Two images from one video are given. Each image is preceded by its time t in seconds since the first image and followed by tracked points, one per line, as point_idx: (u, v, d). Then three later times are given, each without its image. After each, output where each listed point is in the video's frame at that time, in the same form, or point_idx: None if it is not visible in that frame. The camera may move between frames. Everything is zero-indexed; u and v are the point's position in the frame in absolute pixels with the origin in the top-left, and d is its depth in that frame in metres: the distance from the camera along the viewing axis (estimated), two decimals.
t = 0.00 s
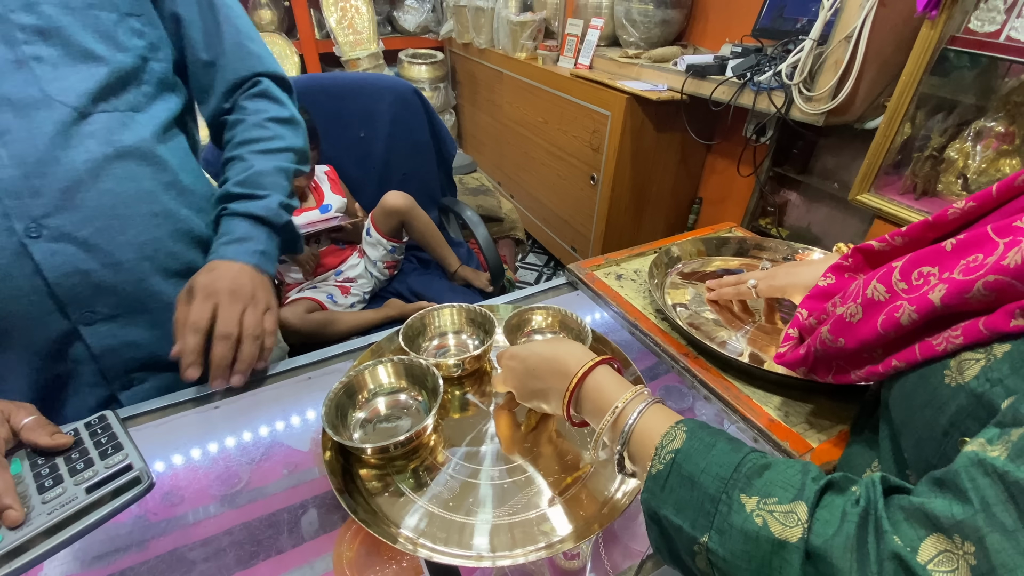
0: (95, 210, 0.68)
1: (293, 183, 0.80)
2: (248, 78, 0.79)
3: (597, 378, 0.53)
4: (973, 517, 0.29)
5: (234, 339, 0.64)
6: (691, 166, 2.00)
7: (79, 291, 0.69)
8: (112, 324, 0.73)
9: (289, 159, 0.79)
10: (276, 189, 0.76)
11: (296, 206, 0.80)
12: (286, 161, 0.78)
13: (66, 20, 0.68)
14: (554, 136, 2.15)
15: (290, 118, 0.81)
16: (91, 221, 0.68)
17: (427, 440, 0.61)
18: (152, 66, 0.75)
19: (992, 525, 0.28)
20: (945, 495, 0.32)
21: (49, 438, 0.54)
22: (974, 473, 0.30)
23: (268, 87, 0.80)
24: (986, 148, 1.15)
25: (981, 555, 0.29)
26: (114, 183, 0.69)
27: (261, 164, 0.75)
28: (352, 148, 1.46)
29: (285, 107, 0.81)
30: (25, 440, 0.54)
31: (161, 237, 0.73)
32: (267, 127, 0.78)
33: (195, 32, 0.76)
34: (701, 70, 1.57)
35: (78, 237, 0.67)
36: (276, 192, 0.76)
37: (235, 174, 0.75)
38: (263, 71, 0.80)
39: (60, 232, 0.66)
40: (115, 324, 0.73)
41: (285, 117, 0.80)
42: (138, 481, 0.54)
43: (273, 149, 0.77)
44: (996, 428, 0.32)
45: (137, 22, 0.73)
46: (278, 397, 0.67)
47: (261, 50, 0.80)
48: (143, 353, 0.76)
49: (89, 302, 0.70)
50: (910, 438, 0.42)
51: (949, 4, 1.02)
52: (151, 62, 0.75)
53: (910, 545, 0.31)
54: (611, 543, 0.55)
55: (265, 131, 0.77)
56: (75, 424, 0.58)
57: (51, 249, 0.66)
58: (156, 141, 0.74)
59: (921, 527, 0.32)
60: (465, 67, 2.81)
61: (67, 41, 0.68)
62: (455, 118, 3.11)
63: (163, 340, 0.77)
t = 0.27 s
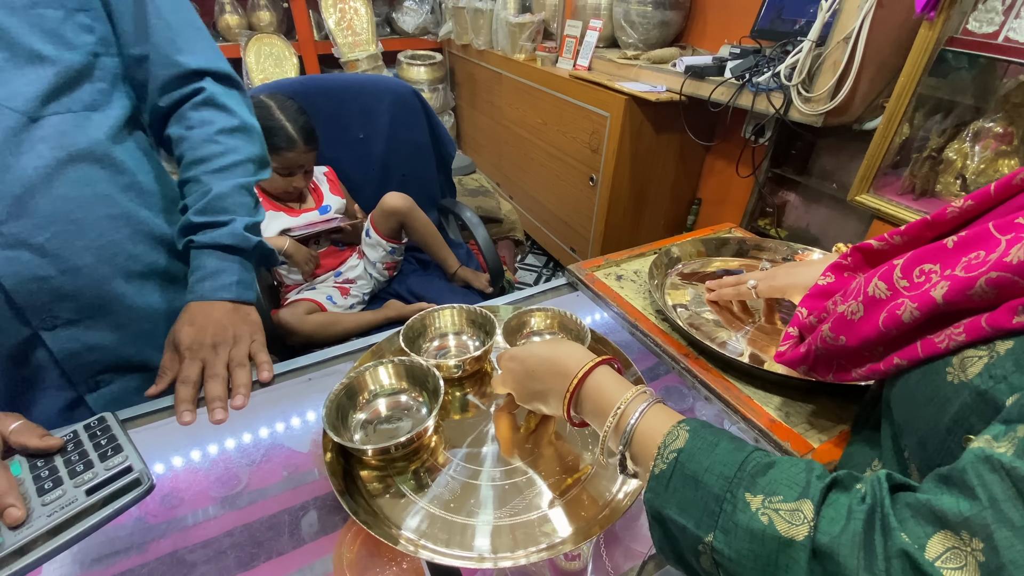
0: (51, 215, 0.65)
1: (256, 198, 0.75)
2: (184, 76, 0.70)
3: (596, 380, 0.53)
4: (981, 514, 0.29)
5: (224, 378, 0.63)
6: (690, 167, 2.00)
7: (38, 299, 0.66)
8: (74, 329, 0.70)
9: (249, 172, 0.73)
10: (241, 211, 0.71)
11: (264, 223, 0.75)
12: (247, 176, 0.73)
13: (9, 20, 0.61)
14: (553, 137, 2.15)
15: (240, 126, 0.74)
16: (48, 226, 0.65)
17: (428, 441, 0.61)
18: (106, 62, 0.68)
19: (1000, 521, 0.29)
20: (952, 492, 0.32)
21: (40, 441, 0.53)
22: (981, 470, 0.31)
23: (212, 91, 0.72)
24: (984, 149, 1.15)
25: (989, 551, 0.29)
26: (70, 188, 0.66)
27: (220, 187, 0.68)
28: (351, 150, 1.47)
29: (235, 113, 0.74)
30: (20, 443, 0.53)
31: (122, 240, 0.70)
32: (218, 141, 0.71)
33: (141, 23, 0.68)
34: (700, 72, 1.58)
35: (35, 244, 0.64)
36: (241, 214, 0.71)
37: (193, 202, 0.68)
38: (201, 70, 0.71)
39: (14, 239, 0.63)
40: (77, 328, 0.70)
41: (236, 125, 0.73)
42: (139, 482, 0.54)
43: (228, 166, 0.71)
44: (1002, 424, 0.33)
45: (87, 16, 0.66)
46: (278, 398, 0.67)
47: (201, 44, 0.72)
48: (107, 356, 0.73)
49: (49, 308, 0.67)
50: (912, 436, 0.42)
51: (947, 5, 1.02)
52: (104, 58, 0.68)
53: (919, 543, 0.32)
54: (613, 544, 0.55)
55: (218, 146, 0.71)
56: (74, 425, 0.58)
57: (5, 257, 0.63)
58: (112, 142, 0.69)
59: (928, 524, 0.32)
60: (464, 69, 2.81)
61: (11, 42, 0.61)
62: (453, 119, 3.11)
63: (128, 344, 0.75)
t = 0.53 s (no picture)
0: (27, 226, 0.65)
1: (233, 193, 0.71)
2: (136, 69, 0.66)
3: (597, 382, 0.53)
4: (989, 514, 0.29)
5: (223, 381, 0.62)
6: (689, 168, 2.00)
7: (20, 306, 0.67)
8: (55, 332, 0.71)
9: (221, 168, 0.70)
10: (218, 211, 0.67)
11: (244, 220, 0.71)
12: (220, 172, 0.69)
13: None
14: (552, 138, 2.15)
15: (203, 119, 0.70)
16: (25, 236, 0.66)
17: (429, 443, 0.61)
18: (71, 64, 0.66)
19: (1009, 521, 0.28)
20: (959, 491, 0.32)
21: (39, 443, 0.53)
22: (989, 469, 0.30)
23: (168, 83, 0.68)
24: (982, 149, 1.15)
25: (998, 551, 0.29)
26: (45, 198, 0.66)
27: (192, 188, 0.65)
28: (351, 152, 1.47)
29: (197, 106, 0.70)
30: (16, 446, 0.53)
31: (96, 246, 0.71)
32: (184, 138, 0.68)
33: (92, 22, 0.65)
34: (699, 73, 1.57)
35: (14, 253, 0.65)
36: (219, 213, 0.67)
37: (168, 206, 0.65)
38: (152, 61, 0.67)
39: None
40: (59, 331, 0.71)
41: (200, 119, 0.70)
42: (138, 485, 0.53)
43: (199, 164, 0.67)
44: (1009, 424, 0.32)
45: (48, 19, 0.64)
46: (278, 400, 0.66)
47: (150, 33, 0.68)
48: (89, 354, 0.75)
49: (29, 313, 0.68)
50: (917, 436, 0.42)
51: (946, 7, 1.02)
52: (67, 60, 0.66)
53: (927, 543, 0.31)
54: (614, 545, 0.55)
55: (184, 143, 0.67)
56: (73, 429, 0.58)
57: None
58: (84, 147, 0.69)
59: (934, 523, 0.32)
60: (463, 71, 2.81)
61: None
62: (452, 120, 3.11)
63: (111, 342, 0.76)
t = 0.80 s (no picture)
0: (19, 224, 0.65)
1: (212, 190, 0.69)
2: (100, 65, 0.63)
3: (585, 404, 0.49)
4: (987, 522, 0.30)
5: (219, 384, 0.62)
6: (686, 170, 2.01)
7: (17, 303, 0.67)
8: (53, 328, 0.72)
9: (197, 165, 0.67)
10: (198, 210, 0.65)
11: (225, 217, 0.69)
12: (197, 170, 0.67)
13: None
14: (550, 140, 2.16)
15: (174, 117, 0.67)
16: (18, 235, 0.66)
17: (426, 446, 0.61)
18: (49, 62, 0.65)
19: (1008, 529, 0.29)
20: (956, 499, 0.32)
21: (32, 448, 0.53)
22: (986, 476, 0.31)
23: (134, 80, 0.65)
24: (978, 151, 1.16)
25: (996, 560, 0.29)
26: (34, 197, 0.66)
27: (169, 188, 0.63)
28: (349, 154, 1.47)
29: (166, 102, 0.67)
30: (9, 450, 0.53)
31: (83, 244, 0.71)
32: (157, 138, 0.65)
33: (52, 16, 0.63)
34: (696, 75, 1.57)
35: (8, 251, 0.65)
36: (199, 213, 0.65)
37: (145, 208, 0.63)
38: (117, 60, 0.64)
39: None
40: (57, 327, 0.72)
41: (171, 116, 0.66)
42: (135, 489, 0.53)
43: (173, 164, 0.65)
44: (1004, 431, 0.33)
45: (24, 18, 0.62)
46: (276, 404, 0.66)
47: (113, 26, 0.65)
48: (85, 350, 0.76)
49: (27, 310, 0.69)
50: (912, 438, 0.42)
51: (941, 9, 1.03)
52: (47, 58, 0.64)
53: (923, 550, 0.32)
54: (611, 547, 0.55)
55: (156, 142, 0.65)
56: (70, 432, 0.58)
57: None
58: (64, 145, 0.69)
59: (932, 530, 0.32)
60: (461, 73, 2.82)
61: None
62: (450, 122, 3.11)
63: (105, 338, 0.77)
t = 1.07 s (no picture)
0: (17, 225, 0.65)
1: (201, 192, 0.69)
2: (82, 66, 0.64)
3: (542, 405, 0.49)
4: (941, 487, 0.30)
5: (215, 387, 0.63)
6: (684, 171, 2.01)
7: (19, 304, 0.67)
8: (53, 330, 0.71)
9: (186, 167, 0.67)
10: (188, 213, 0.65)
11: (216, 219, 0.69)
12: (185, 172, 0.67)
13: None
14: (548, 142, 2.16)
15: (159, 120, 0.67)
16: (19, 234, 0.66)
17: (421, 448, 0.61)
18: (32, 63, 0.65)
19: (961, 494, 0.29)
20: (911, 465, 0.32)
21: (30, 451, 0.53)
22: (946, 445, 0.31)
23: (117, 83, 0.65)
24: (974, 152, 1.16)
25: (948, 523, 0.29)
26: (31, 197, 0.67)
27: (158, 192, 0.62)
28: (346, 157, 1.47)
29: (151, 104, 0.67)
30: (8, 453, 0.53)
31: (82, 244, 0.72)
32: (143, 142, 0.65)
33: (35, 17, 0.63)
34: (693, 77, 1.58)
35: (8, 252, 0.65)
36: (189, 216, 0.65)
37: (135, 213, 0.63)
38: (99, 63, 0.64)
39: None
40: (58, 328, 0.71)
41: (157, 118, 0.66)
42: (132, 492, 0.54)
43: (160, 167, 0.65)
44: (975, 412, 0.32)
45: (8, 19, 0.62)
46: (271, 407, 0.66)
47: (95, 28, 0.65)
48: (87, 351, 0.75)
49: (29, 311, 0.68)
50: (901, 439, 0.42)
51: (936, 11, 1.03)
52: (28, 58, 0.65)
53: (875, 514, 0.32)
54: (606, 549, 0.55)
55: (143, 144, 0.65)
56: (66, 436, 0.58)
57: None
58: (56, 147, 0.69)
59: (885, 496, 0.32)
60: (459, 75, 2.82)
61: None
62: (448, 124, 3.12)
63: (102, 340, 0.77)
